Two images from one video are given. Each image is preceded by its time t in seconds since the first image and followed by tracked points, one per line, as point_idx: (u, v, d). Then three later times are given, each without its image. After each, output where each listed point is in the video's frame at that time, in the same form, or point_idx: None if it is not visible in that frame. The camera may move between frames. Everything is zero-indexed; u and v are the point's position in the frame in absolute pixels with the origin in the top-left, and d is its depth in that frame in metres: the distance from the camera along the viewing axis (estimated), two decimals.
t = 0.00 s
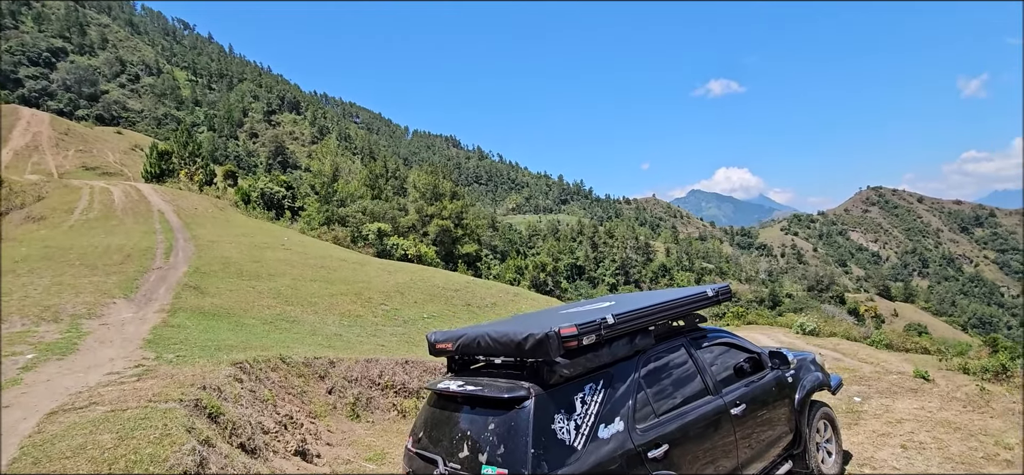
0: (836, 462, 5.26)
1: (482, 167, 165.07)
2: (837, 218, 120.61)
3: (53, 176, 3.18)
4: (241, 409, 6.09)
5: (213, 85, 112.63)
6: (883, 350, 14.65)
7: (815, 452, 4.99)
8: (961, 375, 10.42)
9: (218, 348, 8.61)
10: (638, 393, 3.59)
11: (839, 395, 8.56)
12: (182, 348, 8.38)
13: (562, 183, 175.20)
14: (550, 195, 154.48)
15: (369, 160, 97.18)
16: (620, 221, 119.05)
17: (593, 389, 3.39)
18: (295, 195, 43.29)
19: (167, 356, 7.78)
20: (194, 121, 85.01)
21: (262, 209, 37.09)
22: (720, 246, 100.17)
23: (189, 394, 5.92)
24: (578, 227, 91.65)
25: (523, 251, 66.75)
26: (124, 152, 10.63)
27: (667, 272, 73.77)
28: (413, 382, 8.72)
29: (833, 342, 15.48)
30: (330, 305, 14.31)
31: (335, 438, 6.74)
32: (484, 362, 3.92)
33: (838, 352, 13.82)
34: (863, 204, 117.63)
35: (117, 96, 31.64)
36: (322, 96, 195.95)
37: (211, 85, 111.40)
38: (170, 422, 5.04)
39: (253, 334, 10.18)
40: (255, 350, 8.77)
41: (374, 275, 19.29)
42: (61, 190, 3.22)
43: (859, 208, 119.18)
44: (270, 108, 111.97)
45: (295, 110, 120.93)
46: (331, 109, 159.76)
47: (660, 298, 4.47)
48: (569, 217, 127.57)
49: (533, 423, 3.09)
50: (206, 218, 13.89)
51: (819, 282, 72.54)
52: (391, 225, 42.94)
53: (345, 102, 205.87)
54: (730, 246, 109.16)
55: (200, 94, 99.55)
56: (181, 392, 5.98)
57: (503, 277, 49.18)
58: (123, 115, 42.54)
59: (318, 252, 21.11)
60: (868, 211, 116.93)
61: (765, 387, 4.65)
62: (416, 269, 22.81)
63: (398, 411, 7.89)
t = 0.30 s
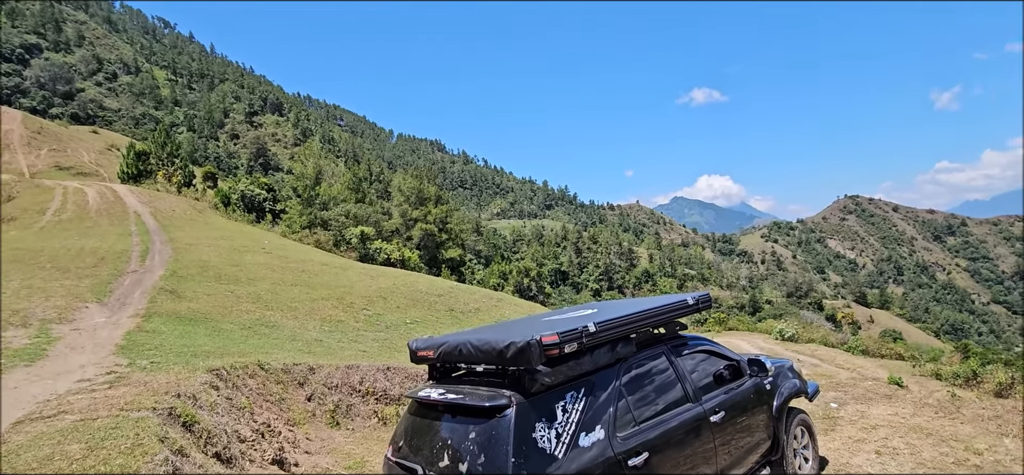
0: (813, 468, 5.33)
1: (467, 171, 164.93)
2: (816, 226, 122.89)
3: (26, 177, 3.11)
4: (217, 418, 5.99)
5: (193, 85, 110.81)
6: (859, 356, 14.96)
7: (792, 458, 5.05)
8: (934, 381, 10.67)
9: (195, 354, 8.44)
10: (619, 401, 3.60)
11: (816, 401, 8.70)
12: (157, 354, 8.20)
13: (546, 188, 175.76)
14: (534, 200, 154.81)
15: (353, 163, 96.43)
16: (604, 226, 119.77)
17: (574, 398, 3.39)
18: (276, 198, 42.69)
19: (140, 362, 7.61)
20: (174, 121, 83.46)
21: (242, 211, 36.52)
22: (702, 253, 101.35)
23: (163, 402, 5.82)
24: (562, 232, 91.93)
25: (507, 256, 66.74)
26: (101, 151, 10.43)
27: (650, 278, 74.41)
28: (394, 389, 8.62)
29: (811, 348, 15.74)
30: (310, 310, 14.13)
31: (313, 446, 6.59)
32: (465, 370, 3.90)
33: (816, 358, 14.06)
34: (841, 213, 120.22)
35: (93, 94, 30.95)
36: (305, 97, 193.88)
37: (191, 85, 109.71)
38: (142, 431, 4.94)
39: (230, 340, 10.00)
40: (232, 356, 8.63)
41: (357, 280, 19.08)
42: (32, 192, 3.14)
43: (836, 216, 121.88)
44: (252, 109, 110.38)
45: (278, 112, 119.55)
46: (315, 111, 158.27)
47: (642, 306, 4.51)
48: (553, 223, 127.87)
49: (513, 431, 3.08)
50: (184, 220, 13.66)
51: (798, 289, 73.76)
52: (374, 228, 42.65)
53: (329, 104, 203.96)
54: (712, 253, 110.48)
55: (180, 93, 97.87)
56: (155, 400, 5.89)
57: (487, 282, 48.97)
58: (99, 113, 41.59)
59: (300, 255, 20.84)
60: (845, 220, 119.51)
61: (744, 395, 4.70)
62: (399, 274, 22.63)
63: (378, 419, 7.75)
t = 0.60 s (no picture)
0: (784, 471, 5.42)
1: (448, 174, 164.50)
2: (790, 232, 125.52)
3: None
4: (186, 425, 5.87)
5: (167, 82, 108.26)
6: (831, 360, 15.32)
7: (763, 461, 5.14)
8: (902, 384, 11.01)
9: (164, 359, 8.23)
10: (595, 406, 3.62)
11: (788, 404, 8.87)
12: (124, 359, 7.96)
13: (527, 192, 176.29)
14: (514, 204, 155.30)
15: (332, 164, 95.29)
16: (584, 231, 120.48)
17: (551, 403, 3.39)
18: (252, 199, 41.89)
19: (105, 367, 7.38)
20: (145, 119, 81.36)
21: (216, 212, 35.74)
22: (680, 258, 102.72)
23: (129, 409, 5.70)
24: (542, 237, 92.24)
25: (487, 260, 66.68)
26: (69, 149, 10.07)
27: (629, 282, 75.13)
28: (371, 395, 8.51)
29: (783, 352, 16.08)
30: (286, 314, 13.89)
31: (287, 453, 6.39)
32: (442, 376, 3.88)
33: (789, 363, 14.35)
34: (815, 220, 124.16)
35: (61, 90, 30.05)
36: (283, 97, 191.00)
37: (165, 83, 107.26)
38: (107, 439, 4.82)
39: (202, 345, 9.77)
40: (202, 361, 8.44)
41: (334, 283, 18.82)
42: None
43: (809, 223, 125.16)
44: (227, 108, 108.28)
45: (255, 111, 117.57)
46: (293, 111, 155.90)
47: (619, 312, 4.54)
48: (533, 227, 128.15)
49: (490, 437, 3.08)
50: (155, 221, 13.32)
51: (772, 294, 75.23)
52: (352, 231, 42.17)
53: (307, 104, 201.35)
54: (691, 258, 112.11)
55: (153, 90, 95.59)
56: (121, 407, 5.76)
57: (467, 286, 48.61)
58: (68, 109, 40.29)
59: (276, 258, 20.46)
60: (818, 227, 122.64)
61: (718, 399, 4.76)
62: (377, 277, 22.41)
63: (354, 425, 7.59)
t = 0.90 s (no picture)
0: (753, 471, 5.53)
1: (426, 175, 163.55)
2: (763, 236, 128.13)
3: None
4: (150, 432, 5.74)
5: (135, 77, 105.01)
6: (800, 361, 15.71)
7: (734, 462, 5.24)
8: (867, 385, 11.36)
9: (128, 364, 7.97)
10: (568, 410, 3.63)
11: (758, 406, 9.06)
12: (86, 364, 7.70)
13: (505, 194, 176.38)
14: (493, 206, 155.12)
15: (307, 164, 93.76)
16: (562, 233, 120.98)
17: (525, 407, 3.40)
18: (223, 198, 40.91)
19: (65, 372, 7.12)
20: (112, 114, 78.76)
21: (186, 211, 34.77)
22: (656, 261, 104.07)
23: (89, 417, 5.55)
24: (520, 239, 92.40)
25: (465, 262, 66.49)
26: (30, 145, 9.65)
27: (606, 284, 75.74)
28: (344, 399, 8.39)
29: (755, 354, 16.42)
30: (257, 316, 13.62)
31: (257, 459, 6.26)
32: (416, 380, 3.86)
33: (760, 364, 14.65)
34: (786, 224, 127.33)
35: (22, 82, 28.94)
36: (257, 95, 187.36)
37: (133, 77, 104.11)
38: (64, 448, 4.71)
39: (168, 349, 9.51)
40: (169, 366, 8.22)
41: (308, 285, 18.52)
42: None
43: (781, 227, 128.19)
44: (199, 104, 105.50)
45: (228, 108, 115.06)
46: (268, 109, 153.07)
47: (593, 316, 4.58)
48: (511, 228, 128.26)
49: (463, 443, 3.06)
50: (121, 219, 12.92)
51: (745, 296, 76.72)
52: (328, 231, 41.51)
53: (282, 102, 197.84)
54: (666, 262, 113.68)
55: (120, 85, 92.72)
56: (81, 414, 5.60)
57: (445, 287, 48.08)
58: (29, 103, 38.79)
59: (247, 259, 20.00)
60: (789, 231, 125.79)
61: (690, 401, 4.83)
62: (353, 279, 22.12)
63: (327, 429, 7.43)
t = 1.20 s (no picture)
0: (717, 469, 5.66)
1: (397, 174, 161.84)
2: (729, 237, 131.30)
3: None
4: (102, 440, 5.60)
5: (91, 68, 100.49)
6: (763, 360, 16.14)
7: (698, 460, 5.34)
8: (826, 383, 11.77)
9: (79, 369, 7.63)
10: (536, 412, 3.64)
11: (723, 405, 9.28)
12: (34, 368, 7.34)
13: (478, 194, 175.99)
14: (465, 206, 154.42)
15: (275, 162, 91.56)
16: (533, 234, 121.27)
17: (492, 410, 3.41)
18: (185, 195, 39.56)
19: (11, 378, 6.77)
20: (66, 107, 75.28)
21: (145, 209, 33.45)
22: (626, 262, 105.54)
23: (37, 424, 5.37)
24: (492, 239, 92.35)
25: (437, 262, 66.09)
26: None
27: (577, 285, 76.30)
28: (310, 403, 8.22)
29: (720, 354, 16.78)
30: (219, 318, 13.20)
31: (216, 466, 6.07)
32: (382, 384, 3.81)
33: (725, 364, 14.99)
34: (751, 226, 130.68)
35: None
36: (222, 90, 182.05)
37: (89, 69, 99.70)
38: (8, 460, 4.60)
39: (124, 352, 9.14)
40: (124, 370, 7.91)
41: (273, 286, 18.06)
42: None
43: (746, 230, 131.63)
44: (159, 98, 101.72)
45: (190, 103, 111.46)
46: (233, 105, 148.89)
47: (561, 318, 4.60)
48: (484, 229, 128.03)
49: (429, 447, 3.03)
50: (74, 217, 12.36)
51: (712, 297, 78.42)
52: (295, 231, 40.61)
53: (248, 98, 192.72)
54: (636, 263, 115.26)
55: (75, 77, 88.70)
56: (28, 422, 5.40)
57: (416, 288, 47.46)
58: None
59: (210, 259, 19.38)
60: (754, 233, 129.26)
61: (656, 401, 4.91)
62: (320, 279, 21.70)
63: (291, 434, 7.25)
